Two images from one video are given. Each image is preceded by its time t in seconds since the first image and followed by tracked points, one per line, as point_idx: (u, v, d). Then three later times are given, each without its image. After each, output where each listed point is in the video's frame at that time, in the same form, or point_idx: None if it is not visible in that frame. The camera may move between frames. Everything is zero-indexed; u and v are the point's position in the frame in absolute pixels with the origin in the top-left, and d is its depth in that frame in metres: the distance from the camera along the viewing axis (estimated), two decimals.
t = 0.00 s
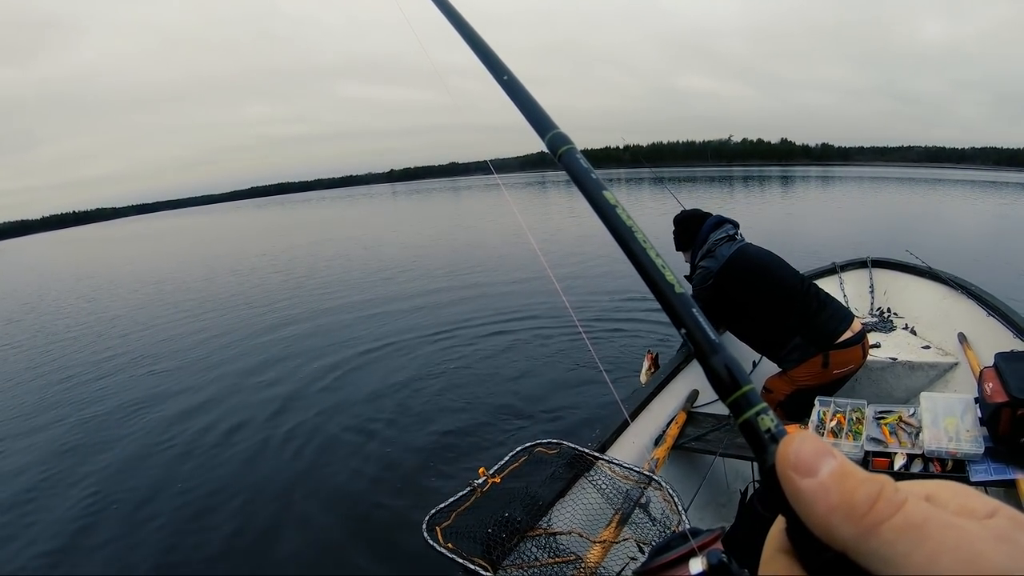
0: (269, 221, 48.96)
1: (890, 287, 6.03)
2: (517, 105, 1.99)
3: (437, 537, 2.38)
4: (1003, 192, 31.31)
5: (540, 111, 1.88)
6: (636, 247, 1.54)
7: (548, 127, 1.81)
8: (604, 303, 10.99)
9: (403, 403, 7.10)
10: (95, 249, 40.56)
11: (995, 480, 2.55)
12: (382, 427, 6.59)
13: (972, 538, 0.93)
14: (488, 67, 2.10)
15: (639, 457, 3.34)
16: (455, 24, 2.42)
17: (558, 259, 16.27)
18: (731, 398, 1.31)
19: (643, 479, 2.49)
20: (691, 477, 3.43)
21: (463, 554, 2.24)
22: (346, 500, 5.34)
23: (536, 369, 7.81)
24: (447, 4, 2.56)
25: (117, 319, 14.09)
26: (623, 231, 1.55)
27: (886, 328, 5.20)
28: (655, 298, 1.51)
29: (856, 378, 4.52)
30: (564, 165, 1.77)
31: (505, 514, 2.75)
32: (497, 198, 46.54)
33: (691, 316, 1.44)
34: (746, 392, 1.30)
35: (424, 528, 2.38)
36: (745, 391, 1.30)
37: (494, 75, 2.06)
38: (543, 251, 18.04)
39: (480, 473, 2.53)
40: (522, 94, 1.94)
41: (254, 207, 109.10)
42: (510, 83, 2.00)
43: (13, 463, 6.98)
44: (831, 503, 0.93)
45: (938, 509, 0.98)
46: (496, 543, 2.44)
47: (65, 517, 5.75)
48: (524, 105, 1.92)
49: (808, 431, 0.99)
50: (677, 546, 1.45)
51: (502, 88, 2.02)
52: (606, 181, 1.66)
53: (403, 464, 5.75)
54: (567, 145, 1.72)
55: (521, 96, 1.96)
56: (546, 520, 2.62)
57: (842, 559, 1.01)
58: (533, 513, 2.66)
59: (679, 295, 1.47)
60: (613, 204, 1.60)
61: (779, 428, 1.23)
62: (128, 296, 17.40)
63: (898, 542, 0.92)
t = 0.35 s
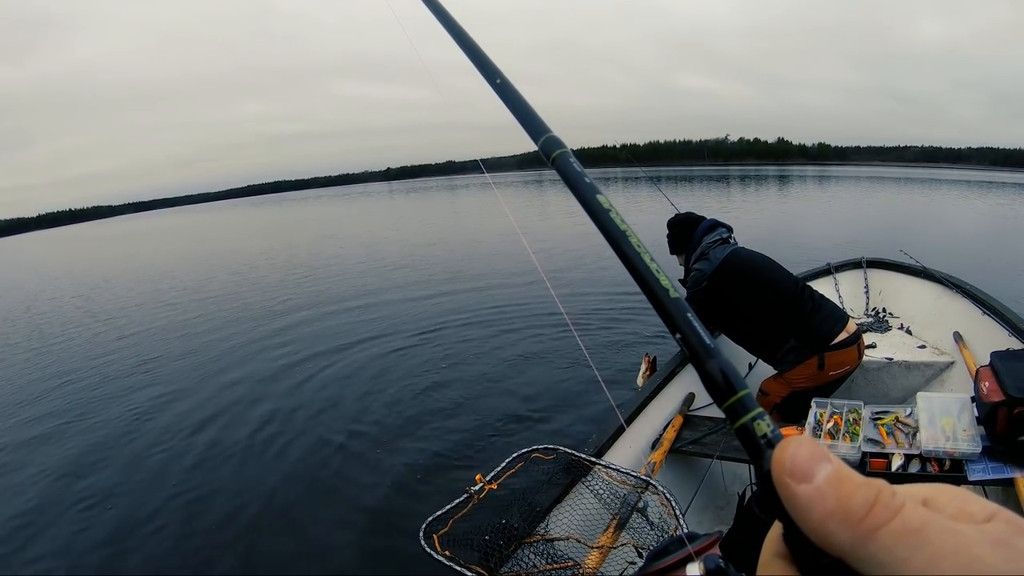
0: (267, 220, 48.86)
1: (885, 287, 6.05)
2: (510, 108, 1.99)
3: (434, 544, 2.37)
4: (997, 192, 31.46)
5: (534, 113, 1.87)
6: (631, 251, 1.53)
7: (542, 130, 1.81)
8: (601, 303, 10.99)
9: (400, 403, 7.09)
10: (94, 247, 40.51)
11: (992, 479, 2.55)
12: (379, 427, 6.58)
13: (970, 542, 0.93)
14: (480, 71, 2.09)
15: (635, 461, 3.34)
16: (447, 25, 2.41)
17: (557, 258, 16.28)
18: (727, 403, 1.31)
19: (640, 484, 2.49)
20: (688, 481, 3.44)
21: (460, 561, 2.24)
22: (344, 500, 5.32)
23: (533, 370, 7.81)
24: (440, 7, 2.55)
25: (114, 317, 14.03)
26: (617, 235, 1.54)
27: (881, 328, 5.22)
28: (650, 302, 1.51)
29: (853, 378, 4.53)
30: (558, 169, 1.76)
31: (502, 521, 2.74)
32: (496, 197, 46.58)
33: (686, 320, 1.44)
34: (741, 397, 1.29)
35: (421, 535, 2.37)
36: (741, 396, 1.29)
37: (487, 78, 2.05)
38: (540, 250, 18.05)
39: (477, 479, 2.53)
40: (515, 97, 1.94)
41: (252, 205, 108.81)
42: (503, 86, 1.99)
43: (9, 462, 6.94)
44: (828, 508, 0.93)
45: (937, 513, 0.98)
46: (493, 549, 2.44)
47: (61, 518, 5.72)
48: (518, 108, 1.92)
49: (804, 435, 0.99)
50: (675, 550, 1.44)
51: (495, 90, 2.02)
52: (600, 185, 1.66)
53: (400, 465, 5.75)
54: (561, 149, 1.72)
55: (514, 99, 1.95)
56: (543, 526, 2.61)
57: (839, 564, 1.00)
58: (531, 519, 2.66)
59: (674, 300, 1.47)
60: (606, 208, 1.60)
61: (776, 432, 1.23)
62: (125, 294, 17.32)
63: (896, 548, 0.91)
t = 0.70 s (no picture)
0: (265, 216, 48.72)
1: (882, 285, 6.05)
2: (511, 108, 1.98)
3: (431, 544, 2.36)
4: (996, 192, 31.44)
5: (534, 112, 1.87)
6: (632, 250, 1.53)
7: (542, 130, 1.81)
8: (599, 301, 10.98)
9: (398, 402, 7.09)
10: (91, 243, 40.37)
11: (990, 477, 2.56)
12: (377, 425, 6.57)
13: (969, 538, 0.93)
14: (480, 69, 2.09)
15: (633, 460, 3.35)
16: (447, 24, 2.41)
17: (555, 256, 16.27)
18: (728, 400, 1.31)
19: (638, 483, 2.49)
20: (686, 481, 3.45)
21: (458, 561, 2.23)
22: (343, 498, 5.32)
23: (532, 368, 7.80)
24: (440, 6, 2.55)
25: (111, 314, 13.97)
26: (617, 234, 1.54)
27: (878, 326, 5.23)
28: (650, 301, 1.51)
29: (850, 376, 4.54)
30: (559, 168, 1.76)
31: (499, 521, 2.74)
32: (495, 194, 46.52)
33: (686, 319, 1.44)
34: (741, 395, 1.29)
35: (419, 534, 2.37)
36: (741, 393, 1.29)
37: (487, 77, 2.05)
38: (539, 248, 18.04)
39: (475, 478, 2.52)
40: (516, 96, 1.93)
41: (249, 201, 108.45)
42: (503, 85, 1.99)
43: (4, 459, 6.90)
44: (827, 505, 0.94)
45: (935, 510, 0.98)
46: (492, 549, 2.44)
47: (57, 516, 5.69)
48: (519, 107, 1.91)
49: (803, 433, 0.99)
50: (674, 548, 1.44)
51: (496, 90, 2.01)
52: (601, 184, 1.66)
53: (399, 464, 5.75)
54: (561, 148, 1.72)
55: (515, 98, 1.95)
56: (541, 526, 2.62)
57: (839, 561, 1.01)
58: (528, 519, 2.66)
59: (674, 298, 1.47)
60: (607, 207, 1.60)
61: (776, 431, 1.23)
62: (121, 291, 17.24)
63: (895, 544, 0.92)
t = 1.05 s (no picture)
0: (267, 214, 48.83)
1: (880, 285, 6.05)
2: (511, 103, 1.98)
3: (430, 542, 2.37)
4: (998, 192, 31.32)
5: (535, 108, 1.87)
6: (632, 245, 1.53)
7: (543, 125, 1.81)
8: (598, 301, 10.97)
9: (397, 400, 7.09)
10: (92, 241, 40.40)
11: (986, 477, 2.57)
12: (376, 423, 6.57)
13: (969, 534, 0.93)
14: (481, 65, 2.09)
15: (631, 459, 3.35)
16: (447, 19, 2.41)
17: (555, 255, 16.28)
18: (727, 396, 1.31)
19: (636, 482, 2.50)
20: (684, 480, 3.45)
21: (455, 559, 2.24)
22: (341, 497, 5.33)
23: (530, 367, 7.80)
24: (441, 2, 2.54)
25: (112, 312, 14.00)
26: (618, 229, 1.54)
27: (876, 326, 5.23)
28: (650, 297, 1.51)
29: (848, 376, 4.54)
30: (559, 163, 1.76)
31: (497, 519, 2.74)
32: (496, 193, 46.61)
33: (686, 314, 1.44)
34: (741, 391, 1.30)
35: (417, 532, 2.37)
36: (740, 389, 1.30)
37: (488, 73, 2.05)
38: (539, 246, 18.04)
39: (472, 477, 2.53)
40: (516, 91, 1.93)
41: (250, 199, 108.53)
42: (504, 80, 1.99)
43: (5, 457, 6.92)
44: (825, 500, 0.94)
45: (934, 506, 0.99)
46: (489, 547, 2.45)
47: (57, 514, 5.70)
48: (520, 102, 1.91)
49: (802, 428, 1.00)
50: (672, 544, 1.45)
51: (497, 85, 2.01)
52: (601, 179, 1.66)
53: (398, 463, 5.75)
54: (562, 143, 1.72)
55: (516, 94, 1.95)
56: (538, 524, 2.62)
57: (837, 557, 1.01)
58: (526, 517, 2.66)
59: (673, 293, 1.47)
60: (607, 202, 1.60)
61: (775, 425, 1.23)
62: (123, 288, 17.27)
63: (894, 539, 0.92)
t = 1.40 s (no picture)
0: (268, 213, 48.84)
1: (879, 285, 6.05)
2: (510, 103, 1.99)
3: (428, 538, 2.37)
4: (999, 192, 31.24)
5: (533, 107, 1.88)
6: (630, 245, 1.53)
7: (541, 125, 1.81)
8: (598, 300, 10.97)
9: (396, 400, 7.09)
10: (92, 240, 40.36)
11: (984, 477, 2.57)
12: (375, 422, 6.57)
13: (966, 535, 0.93)
14: (480, 64, 2.09)
15: (629, 457, 3.36)
16: (446, 19, 2.41)
17: (555, 255, 16.29)
18: (724, 396, 1.31)
19: (634, 479, 2.50)
20: (682, 477, 3.46)
21: (453, 556, 2.24)
22: (340, 495, 5.33)
23: (530, 366, 7.79)
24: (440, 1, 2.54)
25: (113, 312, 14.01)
26: (615, 228, 1.55)
27: (875, 326, 5.23)
28: (648, 297, 1.51)
29: (846, 376, 4.54)
30: (557, 163, 1.77)
31: (495, 515, 2.74)
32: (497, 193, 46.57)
33: (684, 314, 1.44)
34: (739, 391, 1.30)
35: (415, 529, 2.37)
36: (737, 390, 1.30)
37: (487, 72, 2.05)
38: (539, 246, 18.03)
39: (470, 474, 2.53)
40: (514, 91, 1.94)
41: (252, 198, 108.54)
42: (502, 80, 1.99)
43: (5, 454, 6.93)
44: (822, 501, 0.94)
45: (930, 507, 0.99)
46: (487, 544, 2.45)
47: (57, 511, 5.71)
48: (518, 102, 1.91)
49: (799, 429, 1.00)
50: (670, 544, 1.45)
51: (495, 85, 2.01)
52: (599, 178, 1.66)
53: (396, 462, 5.75)
54: (560, 143, 1.72)
55: (514, 93, 1.95)
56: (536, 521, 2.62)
57: (835, 558, 1.01)
58: (524, 515, 2.67)
59: (671, 293, 1.47)
60: (605, 202, 1.60)
61: (772, 426, 1.24)
62: (123, 288, 17.28)
63: (891, 541, 0.92)
